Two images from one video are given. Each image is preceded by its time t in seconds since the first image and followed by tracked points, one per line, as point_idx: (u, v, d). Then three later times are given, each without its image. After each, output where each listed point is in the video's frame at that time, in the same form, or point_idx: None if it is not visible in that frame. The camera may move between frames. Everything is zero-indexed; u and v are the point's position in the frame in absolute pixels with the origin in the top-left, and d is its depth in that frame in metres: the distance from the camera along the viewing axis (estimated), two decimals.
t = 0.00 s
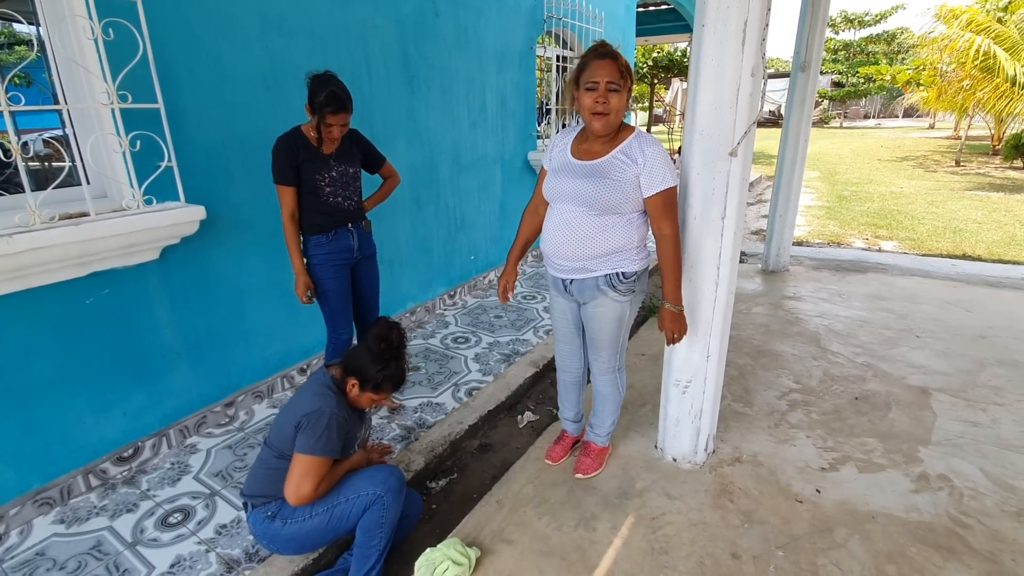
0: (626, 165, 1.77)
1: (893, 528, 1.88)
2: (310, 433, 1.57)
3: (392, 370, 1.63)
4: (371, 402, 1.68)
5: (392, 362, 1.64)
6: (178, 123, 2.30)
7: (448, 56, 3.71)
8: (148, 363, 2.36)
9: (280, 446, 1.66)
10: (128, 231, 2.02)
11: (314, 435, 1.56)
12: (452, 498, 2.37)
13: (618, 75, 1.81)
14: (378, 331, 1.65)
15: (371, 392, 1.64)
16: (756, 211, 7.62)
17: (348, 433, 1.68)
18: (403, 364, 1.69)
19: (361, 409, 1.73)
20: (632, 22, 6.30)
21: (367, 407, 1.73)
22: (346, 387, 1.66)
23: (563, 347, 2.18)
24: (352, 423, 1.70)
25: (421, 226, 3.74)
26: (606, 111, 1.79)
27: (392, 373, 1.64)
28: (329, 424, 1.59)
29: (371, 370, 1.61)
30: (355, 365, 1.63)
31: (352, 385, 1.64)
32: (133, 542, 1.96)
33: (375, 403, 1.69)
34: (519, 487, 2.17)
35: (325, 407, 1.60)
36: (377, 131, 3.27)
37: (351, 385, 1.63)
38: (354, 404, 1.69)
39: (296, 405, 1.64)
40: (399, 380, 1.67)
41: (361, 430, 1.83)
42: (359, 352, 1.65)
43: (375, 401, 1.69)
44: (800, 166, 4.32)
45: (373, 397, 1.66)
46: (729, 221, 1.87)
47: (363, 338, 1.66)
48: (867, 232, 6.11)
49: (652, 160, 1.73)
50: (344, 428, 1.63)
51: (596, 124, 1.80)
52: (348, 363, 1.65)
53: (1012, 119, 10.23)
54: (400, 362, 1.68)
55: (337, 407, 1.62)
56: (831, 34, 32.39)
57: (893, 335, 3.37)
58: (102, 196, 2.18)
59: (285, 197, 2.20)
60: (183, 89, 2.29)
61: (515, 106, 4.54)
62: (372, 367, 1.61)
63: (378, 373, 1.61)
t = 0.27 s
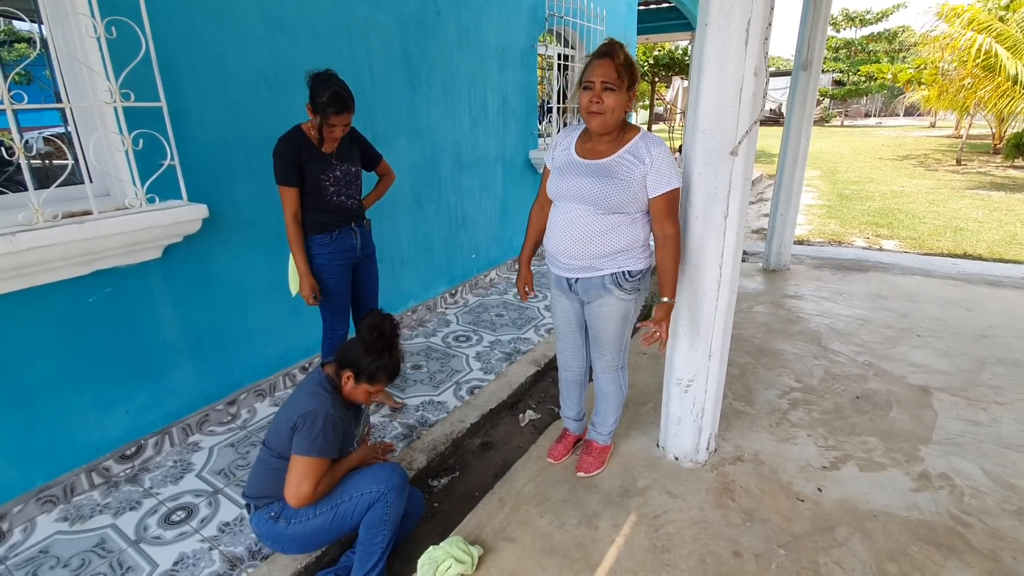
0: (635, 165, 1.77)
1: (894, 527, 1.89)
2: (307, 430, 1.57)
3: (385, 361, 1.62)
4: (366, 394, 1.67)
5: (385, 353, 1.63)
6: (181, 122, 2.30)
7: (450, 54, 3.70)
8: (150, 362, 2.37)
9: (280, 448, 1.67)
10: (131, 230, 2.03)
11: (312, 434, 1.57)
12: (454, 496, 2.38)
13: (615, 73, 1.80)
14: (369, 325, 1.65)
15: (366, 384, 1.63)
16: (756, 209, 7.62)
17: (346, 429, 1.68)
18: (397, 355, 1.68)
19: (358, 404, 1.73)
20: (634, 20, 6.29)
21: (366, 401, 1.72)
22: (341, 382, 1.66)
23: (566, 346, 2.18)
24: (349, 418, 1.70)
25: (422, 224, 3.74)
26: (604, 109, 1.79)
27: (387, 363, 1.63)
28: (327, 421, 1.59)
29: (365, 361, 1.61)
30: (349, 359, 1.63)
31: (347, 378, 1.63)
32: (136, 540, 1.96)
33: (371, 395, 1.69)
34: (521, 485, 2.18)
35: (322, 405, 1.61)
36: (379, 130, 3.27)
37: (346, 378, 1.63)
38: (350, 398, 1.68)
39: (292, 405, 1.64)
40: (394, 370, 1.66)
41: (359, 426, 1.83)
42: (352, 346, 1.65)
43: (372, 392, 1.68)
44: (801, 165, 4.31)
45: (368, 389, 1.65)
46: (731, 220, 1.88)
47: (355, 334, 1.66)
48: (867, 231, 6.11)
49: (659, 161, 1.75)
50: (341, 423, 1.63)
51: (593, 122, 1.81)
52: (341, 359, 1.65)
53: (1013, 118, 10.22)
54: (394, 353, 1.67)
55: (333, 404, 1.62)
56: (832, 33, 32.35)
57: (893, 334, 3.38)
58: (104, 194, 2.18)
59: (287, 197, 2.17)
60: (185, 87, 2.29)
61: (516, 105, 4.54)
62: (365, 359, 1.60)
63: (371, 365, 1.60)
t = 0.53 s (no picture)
0: (633, 163, 1.76)
1: (896, 526, 1.88)
2: (299, 429, 1.57)
3: (370, 351, 1.60)
4: (357, 388, 1.65)
5: (370, 344, 1.61)
6: (181, 120, 2.29)
7: (451, 53, 3.70)
8: (151, 360, 2.36)
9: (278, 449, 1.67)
10: (131, 228, 2.02)
11: (304, 433, 1.57)
12: (455, 494, 2.38)
13: (615, 72, 1.78)
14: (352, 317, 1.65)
15: (355, 378, 1.61)
16: (757, 208, 7.61)
17: (340, 426, 1.68)
18: (385, 347, 1.66)
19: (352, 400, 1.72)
20: (635, 18, 6.28)
21: (360, 396, 1.71)
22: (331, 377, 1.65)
23: (567, 345, 2.18)
24: (342, 414, 1.69)
25: (423, 223, 3.74)
26: (602, 108, 1.79)
27: (373, 353, 1.60)
28: (319, 419, 1.59)
29: (348, 352, 1.60)
30: (334, 352, 1.63)
31: (335, 372, 1.63)
32: (138, 538, 1.96)
33: (363, 389, 1.67)
34: (522, 484, 2.17)
35: (313, 404, 1.60)
36: (380, 128, 3.26)
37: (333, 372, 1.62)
38: (342, 394, 1.68)
39: (286, 405, 1.64)
40: (383, 361, 1.64)
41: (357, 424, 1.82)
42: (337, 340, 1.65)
43: (364, 386, 1.66)
44: (803, 163, 4.30)
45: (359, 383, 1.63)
46: (734, 218, 1.87)
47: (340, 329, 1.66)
48: (869, 230, 6.10)
49: (657, 158, 1.73)
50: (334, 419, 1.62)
51: (593, 122, 1.81)
52: (328, 355, 1.65)
53: (1014, 116, 10.21)
54: (379, 344, 1.65)
55: (324, 402, 1.62)
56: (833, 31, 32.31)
57: (895, 333, 3.37)
58: (105, 193, 2.17)
59: (293, 197, 2.15)
60: (186, 85, 2.28)
61: (517, 103, 4.53)
62: (348, 349, 1.60)
63: (355, 356, 1.59)
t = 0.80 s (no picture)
0: (630, 162, 1.76)
1: (897, 525, 1.88)
2: (293, 428, 1.57)
3: (359, 347, 1.60)
4: (353, 385, 1.65)
5: (359, 340, 1.61)
6: (181, 119, 2.29)
7: (451, 51, 3.69)
8: (151, 359, 2.36)
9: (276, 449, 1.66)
10: (132, 226, 2.02)
11: (297, 432, 1.57)
12: (456, 493, 2.37)
13: (609, 72, 1.77)
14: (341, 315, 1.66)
15: (349, 374, 1.61)
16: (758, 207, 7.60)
17: (337, 424, 1.68)
18: (376, 342, 1.66)
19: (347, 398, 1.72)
20: (635, 16, 6.26)
21: (357, 393, 1.71)
22: (326, 376, 1.66)
23: (568, 344, 2.17)
24: (338, 413, 1.69)
25: (423, 222, 3.73)
26: (597, 109, 1.78)
27: (365, 348, 1.60)
28: (314, 418, 1.59)
29: (340, 348, 1.60)
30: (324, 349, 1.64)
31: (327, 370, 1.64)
32: (139, 537, 1.96)
33: (358, 386, 1.67)
34: (523, 483, 2.17)
35: (308, 404, 1.60)
36: (381, 126, 3.26)
37: (326, 369, 1.63)
38: (338, 392, 1.68)
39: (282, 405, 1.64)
40: (375, 355, 1.63)
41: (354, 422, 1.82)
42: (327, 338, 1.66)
43: (360, 382, 1.66)
44: (804, 162, 4.29)
45: (354, 379, 1.63)
46: (735, 217, 1.87)
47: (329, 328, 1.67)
48: (870, 229, 6.10)
49: (655, 156, 1.72)
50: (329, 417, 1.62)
51: (590, 124, 1.81)
52: (320, 354, 1.66)
53: (1015, 115, 10.19)
54: (368, 339, 1.64)
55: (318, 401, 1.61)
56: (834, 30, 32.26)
57: (896, 332, 3.37)
58: (105, 191, 2.17)
59: (294, 196, 2.15)
60: (186, 83, 2.28)
61: (517, 102, 4.52)
62: (337, 345, 1.61)
63: (345, 352, 1.59)
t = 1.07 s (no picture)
0: (628, 163, 1.76)
1: (896, 526, 1.88)
2: (290, 430, 1.57)
3: (355, 347, 1.61)
4: (352, 385, 1.66)
5: (355, 340, 1.62)
6: (181, 120, 2.29)
7: (450, 51, 3.69)
8: (151, 359, 2.37)
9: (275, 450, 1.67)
10: (131, 227, 2.02)
11: (295, 433, 1.57)
12: (455, 494, 2.38)
13: (611, 71, 1.79)
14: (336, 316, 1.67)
15: (347, 375, 1.62)
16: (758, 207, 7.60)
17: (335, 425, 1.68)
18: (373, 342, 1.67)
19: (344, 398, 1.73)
20: (635, 16, 6.27)
21: (356, 393, 1.72)
22: (324, 378, 1.66)
23: (566, 345, 2.18)
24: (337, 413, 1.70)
25: (423, 222, 3.74)
26: (600, 106, 1.79)
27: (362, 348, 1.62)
28: (312, 420, 1.59)
29: (336, 349, 1.61)
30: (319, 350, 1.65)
31: (324, 372, 1.65)
32: (139, 537, 1.97)
33: (356, 386, 1.68)
34: (522, 483, 2.18)
35: (305, 405, 1.61)
36: (380, 127, 3.26)
37: (323, 370, 1.64)
38: (336, 392, 1.69)
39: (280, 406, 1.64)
40: (371, 355, 1.65)
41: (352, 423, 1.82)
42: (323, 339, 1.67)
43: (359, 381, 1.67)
44: (804, 162, 4.29)
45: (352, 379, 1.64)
46: (733, 218, 1.87)
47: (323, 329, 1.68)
48: (870, 229, 6.10)
49: (654, 159, 1.72)
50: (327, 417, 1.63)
51: (592, 122, 1.81)
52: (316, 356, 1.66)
53: (1016, 114, 10.19)
54: (364, 339, 1.65)
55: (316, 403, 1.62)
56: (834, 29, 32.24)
57: (895, 332, 3.37)
58: (105, 192, 2.18)
59: (290, 197, 2.15)
60: (186, 84, 2.28)
61: (517, 102, 4.52)
62: (333, 345, 1.61)
63: (341, 352, 1.60)
